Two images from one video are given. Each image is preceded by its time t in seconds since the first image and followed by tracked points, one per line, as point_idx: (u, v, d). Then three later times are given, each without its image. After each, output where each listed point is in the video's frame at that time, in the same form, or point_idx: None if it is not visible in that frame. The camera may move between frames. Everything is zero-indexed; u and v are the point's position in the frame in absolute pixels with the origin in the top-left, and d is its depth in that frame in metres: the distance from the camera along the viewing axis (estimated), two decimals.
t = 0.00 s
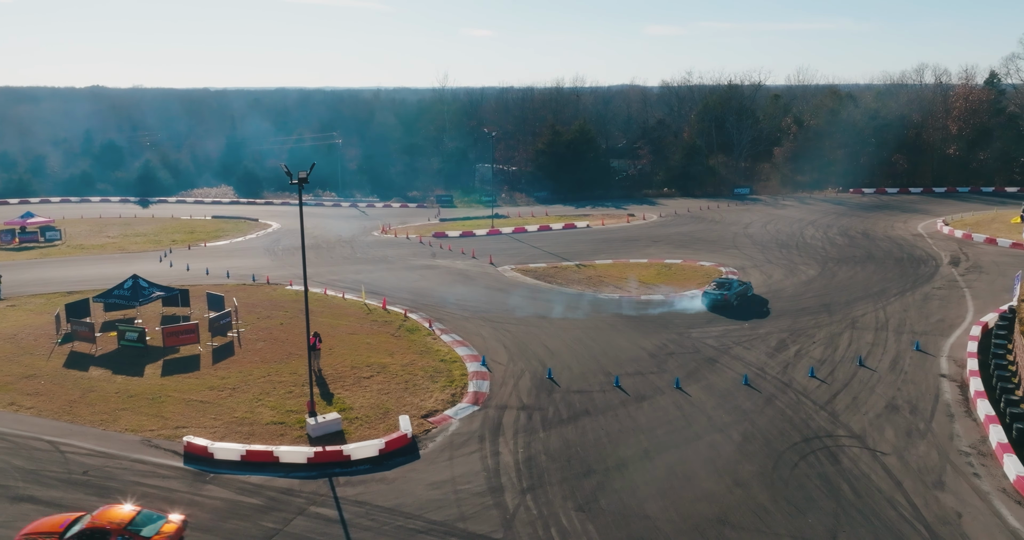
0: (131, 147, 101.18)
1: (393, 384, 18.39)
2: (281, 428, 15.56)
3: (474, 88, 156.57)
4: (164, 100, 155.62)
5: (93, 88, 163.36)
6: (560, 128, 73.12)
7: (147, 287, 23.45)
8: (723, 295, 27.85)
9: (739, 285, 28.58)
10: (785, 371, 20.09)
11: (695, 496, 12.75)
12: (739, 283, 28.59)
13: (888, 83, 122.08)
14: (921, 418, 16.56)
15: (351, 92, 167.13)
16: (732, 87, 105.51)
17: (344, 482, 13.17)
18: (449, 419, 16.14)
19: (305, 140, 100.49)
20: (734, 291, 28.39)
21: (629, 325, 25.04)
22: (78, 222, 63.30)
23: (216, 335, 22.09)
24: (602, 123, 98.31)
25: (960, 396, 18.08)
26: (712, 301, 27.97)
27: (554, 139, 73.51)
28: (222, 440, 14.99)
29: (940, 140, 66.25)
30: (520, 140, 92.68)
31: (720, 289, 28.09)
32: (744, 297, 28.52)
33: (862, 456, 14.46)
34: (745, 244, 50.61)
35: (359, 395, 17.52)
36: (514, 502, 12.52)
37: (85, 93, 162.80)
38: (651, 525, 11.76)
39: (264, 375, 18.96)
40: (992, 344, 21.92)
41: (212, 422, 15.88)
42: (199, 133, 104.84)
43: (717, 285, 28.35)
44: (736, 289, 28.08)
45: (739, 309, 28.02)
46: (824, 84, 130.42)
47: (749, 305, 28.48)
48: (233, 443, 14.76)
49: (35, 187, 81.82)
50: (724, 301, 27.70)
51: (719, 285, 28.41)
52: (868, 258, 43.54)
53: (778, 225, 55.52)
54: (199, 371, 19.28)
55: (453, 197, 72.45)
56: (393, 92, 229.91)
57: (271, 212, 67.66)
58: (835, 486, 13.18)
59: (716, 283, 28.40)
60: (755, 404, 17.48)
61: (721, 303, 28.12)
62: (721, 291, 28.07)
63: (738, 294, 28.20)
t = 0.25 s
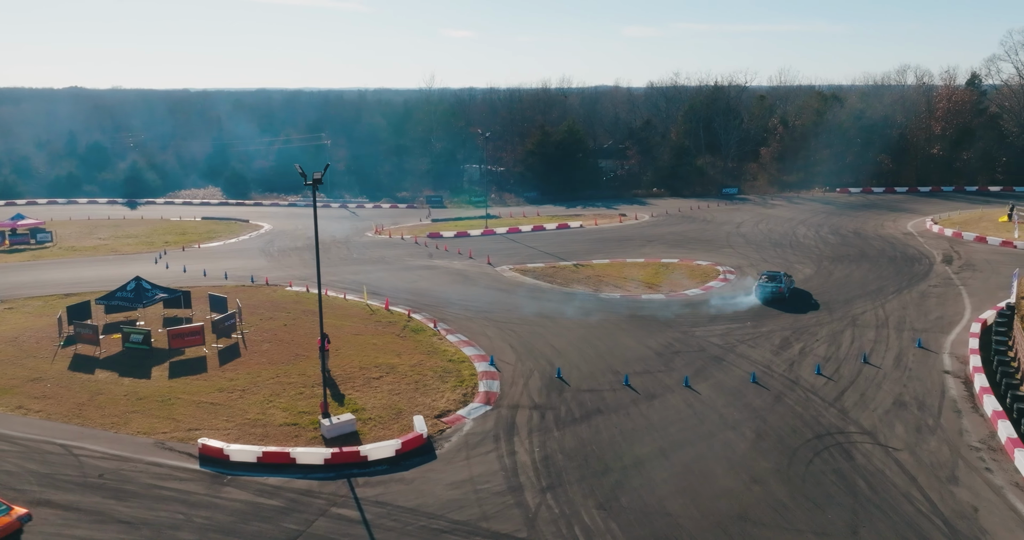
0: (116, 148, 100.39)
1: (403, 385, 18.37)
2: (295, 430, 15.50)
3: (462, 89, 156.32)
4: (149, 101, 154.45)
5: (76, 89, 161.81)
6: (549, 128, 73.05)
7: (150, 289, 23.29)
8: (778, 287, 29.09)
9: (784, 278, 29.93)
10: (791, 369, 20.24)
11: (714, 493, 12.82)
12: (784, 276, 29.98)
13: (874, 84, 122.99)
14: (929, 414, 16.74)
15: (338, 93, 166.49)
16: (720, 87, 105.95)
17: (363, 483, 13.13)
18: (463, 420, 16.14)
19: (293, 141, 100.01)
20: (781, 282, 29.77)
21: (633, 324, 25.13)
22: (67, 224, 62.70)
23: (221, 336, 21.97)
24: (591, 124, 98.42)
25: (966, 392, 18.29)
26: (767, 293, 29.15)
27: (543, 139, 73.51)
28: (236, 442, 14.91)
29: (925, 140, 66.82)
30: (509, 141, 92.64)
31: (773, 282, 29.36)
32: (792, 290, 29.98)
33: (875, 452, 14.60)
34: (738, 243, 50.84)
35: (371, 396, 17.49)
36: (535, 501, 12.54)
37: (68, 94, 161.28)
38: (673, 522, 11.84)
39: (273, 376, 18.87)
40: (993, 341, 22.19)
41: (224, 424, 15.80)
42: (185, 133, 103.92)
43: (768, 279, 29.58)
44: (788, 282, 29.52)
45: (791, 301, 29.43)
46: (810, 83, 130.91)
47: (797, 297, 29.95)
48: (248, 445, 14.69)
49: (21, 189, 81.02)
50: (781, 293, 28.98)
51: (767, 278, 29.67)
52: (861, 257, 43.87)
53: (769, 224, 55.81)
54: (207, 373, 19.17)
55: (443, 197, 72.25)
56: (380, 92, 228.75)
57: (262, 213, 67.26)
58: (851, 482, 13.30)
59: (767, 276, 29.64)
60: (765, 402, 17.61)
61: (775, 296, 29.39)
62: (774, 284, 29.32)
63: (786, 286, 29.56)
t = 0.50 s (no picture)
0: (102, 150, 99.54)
1: (414, 385, 18.38)
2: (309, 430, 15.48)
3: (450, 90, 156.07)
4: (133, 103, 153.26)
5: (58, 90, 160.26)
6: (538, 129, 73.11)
7: (154, 291, 23.13)
8: (823, 279, 30.77)
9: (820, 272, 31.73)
10: (798, 366, 20.40)
11: (734, 490, 12.90)
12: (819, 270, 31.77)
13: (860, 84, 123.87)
14: (938, 410, 16.93)
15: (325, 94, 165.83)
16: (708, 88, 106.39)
17: (383, 483, 13.12)
18: (477, 419, 16.17)
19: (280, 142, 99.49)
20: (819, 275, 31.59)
21: (637, 323, 25.23)
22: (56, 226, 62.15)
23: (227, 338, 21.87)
24: (579, 124, 98.55)
25: (971, 388, 18.51)
26: (813, 284, 30.64)
27: (533, 140, 73.52)
28: (251, 443, 14.86)
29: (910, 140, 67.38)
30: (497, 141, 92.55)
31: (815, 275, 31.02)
32: (827, 283, 31.85)
33: (888, 448, 14.75)
34: (731, 243, 51.08)
35: (382, 396, 17.48)
36: (556, 500, 12.58)
37: (51, 96, 159.69)
38: (696, 519, 11.91)
39: (282, 377, 18.82)
40: (993, 337, 22.47)
41: (238, 425, 15.74)
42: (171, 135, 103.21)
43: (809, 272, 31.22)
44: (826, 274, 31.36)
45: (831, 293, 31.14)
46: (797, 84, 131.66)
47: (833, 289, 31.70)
48: (264, 446, 14.64)
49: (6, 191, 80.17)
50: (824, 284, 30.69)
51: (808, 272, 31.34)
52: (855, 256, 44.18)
53: (761, 224, 56.11)
54: (215, 374, 19.08)
55: (433, 198, 72.06)
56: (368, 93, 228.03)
57: (253, 214, 66.91)
58: (868, 478, 13.42)
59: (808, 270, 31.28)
60: (775, 399, 17.75)
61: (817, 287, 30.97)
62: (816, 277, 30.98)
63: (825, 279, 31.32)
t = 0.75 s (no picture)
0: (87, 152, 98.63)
1: (425, 385, 18.38)
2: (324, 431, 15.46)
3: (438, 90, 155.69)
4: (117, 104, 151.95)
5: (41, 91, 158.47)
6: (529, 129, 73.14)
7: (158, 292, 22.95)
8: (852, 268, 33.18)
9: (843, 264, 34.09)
10: (803, 364, 20.57)
11: (753, 487, 12.99)
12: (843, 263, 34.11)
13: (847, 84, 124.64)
14: (945, 406, 17.13)
15: (312, 95, 165.04)
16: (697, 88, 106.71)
17: (403, 484, 13.12)
18: (491, 419, 16.20)
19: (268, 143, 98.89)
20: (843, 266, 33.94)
21: (641, 322, 25.34)
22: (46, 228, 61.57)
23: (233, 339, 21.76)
24: (568, 125, 98.61)
25: (976, 385, 18.73)
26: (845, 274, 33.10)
27: (523, 141, 73.51)
28: (266, 445, 14.80)
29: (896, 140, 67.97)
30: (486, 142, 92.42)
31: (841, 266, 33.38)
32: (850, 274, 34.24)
33: (901, 444, 14.91)
34: (725, 242, 51.29)
35: (394, 397, 17.48)
36: (578, 498, 12.62)
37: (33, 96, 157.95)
38: (718, 517, 11.99)
39: (292, 379, 18.77)
40: (994, 334, 22.76)
41: (252, 427, 15.68)
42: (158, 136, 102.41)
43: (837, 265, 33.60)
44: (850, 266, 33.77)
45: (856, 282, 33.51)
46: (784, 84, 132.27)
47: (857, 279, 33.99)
48: (280, 448, 14.60)
49: None
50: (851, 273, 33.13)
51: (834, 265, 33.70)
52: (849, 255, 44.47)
53: (752, 223, 56.38)
54: (224, 376, 18.99)
55: (423, 198, 71.85)
56: (356, 94, 227.15)
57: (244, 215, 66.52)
58: (883, 473, 13.56)
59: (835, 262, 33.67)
60: (784, 396, 17.89)
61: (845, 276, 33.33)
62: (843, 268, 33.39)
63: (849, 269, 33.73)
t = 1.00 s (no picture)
0: (73, 153, 97.62)
1: (436, 385, 18.40)
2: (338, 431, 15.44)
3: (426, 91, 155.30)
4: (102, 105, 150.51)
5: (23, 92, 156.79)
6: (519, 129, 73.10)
7: (162, 294, 22.81)
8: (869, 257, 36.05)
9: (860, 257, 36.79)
10: (809, 361, 20.75)
11: (771, 483, 13.11)
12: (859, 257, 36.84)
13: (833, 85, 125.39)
14: (952, 402, 17.34)
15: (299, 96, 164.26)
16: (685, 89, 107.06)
17: (424, 484, 13.13)
18: (506, 419, 16.24)
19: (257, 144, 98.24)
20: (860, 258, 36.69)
21: (645, 321, 25.45)
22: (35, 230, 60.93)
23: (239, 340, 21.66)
24: (557, 125, 98.72)
25: (980, 381, 18.96)
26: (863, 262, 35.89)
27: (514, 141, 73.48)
28: (282, 445, 14.76)
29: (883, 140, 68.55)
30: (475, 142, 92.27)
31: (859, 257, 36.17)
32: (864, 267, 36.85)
33: (912, 439, 15.07)
34: (718, 241, 51.51)
35: (406, 397, 17.49)
36: (599, 496, 12.68)
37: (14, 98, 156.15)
38: (739, 513, 12.09)
39: (302, 380, 18.73)
40: (994, 331, 23.04)
41: (265, 428, 15.63)
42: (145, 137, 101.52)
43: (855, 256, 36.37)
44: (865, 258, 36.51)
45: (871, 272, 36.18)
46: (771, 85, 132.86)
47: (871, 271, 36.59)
48: (296, 448, 14.56)
49: None
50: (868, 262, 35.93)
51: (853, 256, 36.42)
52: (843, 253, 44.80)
53: (744, 222, 56.63)
54: (233, 377, 18.92)
55: (414, 199, 71.64)
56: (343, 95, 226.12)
57: (235, 216, 66.11)
58: (898, 469, 13.71)
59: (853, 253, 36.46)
60: (793, 393, 18.05)
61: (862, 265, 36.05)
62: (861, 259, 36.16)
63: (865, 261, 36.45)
